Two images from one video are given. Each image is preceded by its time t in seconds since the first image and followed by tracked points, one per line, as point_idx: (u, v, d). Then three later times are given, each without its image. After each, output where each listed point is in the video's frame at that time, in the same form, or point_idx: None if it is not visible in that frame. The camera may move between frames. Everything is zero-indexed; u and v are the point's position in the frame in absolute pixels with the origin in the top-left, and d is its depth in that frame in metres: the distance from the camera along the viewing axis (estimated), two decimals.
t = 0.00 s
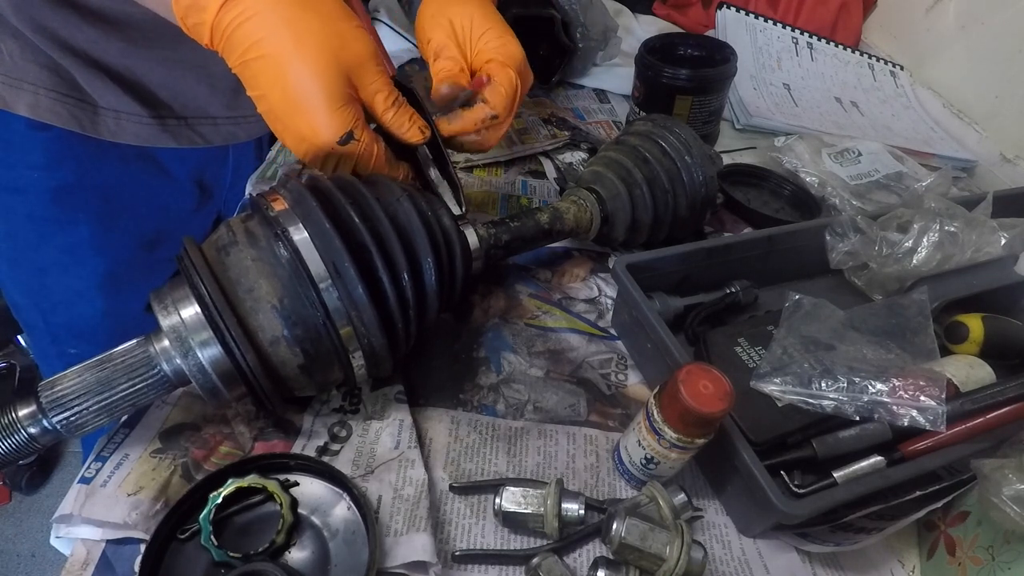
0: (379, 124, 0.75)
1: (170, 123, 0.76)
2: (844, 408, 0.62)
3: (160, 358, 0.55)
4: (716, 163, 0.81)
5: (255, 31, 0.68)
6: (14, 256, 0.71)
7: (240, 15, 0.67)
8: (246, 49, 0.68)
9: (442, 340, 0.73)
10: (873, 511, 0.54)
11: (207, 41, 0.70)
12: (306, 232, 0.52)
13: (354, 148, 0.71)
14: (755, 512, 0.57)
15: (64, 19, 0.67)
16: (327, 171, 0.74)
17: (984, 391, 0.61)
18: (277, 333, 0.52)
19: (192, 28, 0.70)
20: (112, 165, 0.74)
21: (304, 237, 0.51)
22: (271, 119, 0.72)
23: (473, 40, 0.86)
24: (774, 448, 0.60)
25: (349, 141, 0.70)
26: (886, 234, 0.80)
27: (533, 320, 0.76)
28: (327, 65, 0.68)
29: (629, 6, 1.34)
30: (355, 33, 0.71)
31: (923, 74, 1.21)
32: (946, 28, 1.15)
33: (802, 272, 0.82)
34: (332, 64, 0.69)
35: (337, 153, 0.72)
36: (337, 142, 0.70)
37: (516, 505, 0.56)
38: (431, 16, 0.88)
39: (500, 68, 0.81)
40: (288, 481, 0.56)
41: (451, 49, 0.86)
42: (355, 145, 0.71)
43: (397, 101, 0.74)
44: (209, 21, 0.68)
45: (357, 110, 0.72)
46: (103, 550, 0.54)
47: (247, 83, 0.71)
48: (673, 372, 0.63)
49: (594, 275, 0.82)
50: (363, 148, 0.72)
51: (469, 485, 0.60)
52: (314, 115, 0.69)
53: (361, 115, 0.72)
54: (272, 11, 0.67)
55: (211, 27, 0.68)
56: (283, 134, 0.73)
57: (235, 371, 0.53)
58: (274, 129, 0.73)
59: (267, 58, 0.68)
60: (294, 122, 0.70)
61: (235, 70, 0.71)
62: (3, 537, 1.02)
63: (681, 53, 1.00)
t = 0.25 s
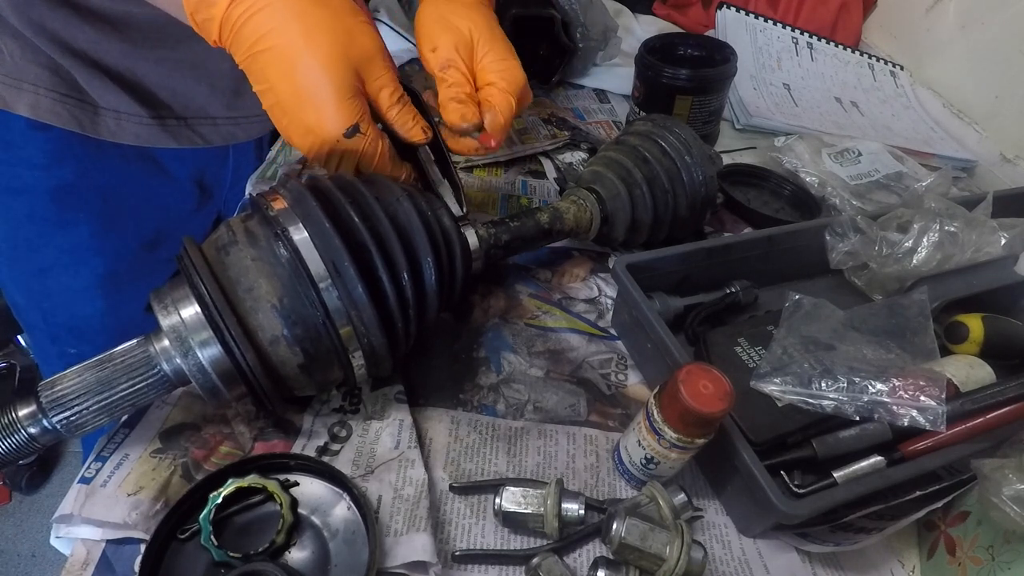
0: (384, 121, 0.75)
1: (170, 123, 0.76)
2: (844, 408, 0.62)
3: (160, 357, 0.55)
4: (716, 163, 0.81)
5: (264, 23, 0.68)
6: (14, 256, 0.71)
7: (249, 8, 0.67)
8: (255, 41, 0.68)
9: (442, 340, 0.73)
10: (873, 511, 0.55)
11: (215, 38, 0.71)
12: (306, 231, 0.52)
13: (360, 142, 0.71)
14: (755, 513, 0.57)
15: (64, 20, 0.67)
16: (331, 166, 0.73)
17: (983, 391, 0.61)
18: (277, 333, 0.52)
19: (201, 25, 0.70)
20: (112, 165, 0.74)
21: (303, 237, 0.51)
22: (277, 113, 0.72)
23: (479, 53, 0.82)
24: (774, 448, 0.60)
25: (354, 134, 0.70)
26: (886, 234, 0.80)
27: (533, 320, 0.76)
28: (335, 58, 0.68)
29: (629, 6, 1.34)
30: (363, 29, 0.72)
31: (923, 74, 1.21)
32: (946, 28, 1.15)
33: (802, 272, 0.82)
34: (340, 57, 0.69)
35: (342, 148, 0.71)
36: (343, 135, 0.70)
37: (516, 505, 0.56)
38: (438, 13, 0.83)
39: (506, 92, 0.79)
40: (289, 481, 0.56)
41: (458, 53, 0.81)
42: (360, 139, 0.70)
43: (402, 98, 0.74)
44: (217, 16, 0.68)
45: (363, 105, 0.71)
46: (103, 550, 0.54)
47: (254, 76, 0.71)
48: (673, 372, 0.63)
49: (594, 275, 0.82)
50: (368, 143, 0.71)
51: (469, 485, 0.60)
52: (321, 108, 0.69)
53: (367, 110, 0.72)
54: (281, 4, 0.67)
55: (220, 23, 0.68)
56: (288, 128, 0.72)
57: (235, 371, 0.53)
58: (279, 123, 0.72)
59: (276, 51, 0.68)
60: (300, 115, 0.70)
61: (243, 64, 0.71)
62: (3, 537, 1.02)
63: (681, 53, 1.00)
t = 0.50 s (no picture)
0: (381, 123, 0.75)
1: (171, 123, 0.76)
2: (844, 408, 0.62)
3: (159, 355, 0.55)
4: (715, 162, 0.81)
5: (264, 26, 0.69)
6: (15, 256, 0.71)
7: (249, 11, 0.68)
8: (254, 44, 0.69)
9: (441, 340, 0.73)
10: (873, 511, 0.54)
11: (216, 44, 0.71)
12: (304, 228, 0.52)
13: (357, 141, 0.70)
14: (755, 512, 0.57)
15: (65, 20, 0.67)
16: (329, 168, 0.73)
17: (983, 391, 0.61)
18: (275, 328, 0.52)
19: (202, 32, 0.71)
20: (113, 166, 0.73)
21: (301, 234, 0.51)
22: (275, 116, 0.72)
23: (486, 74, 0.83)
24: (774, 447, 0.60)
25: (351, 133, 0.70)
26: (886, 234, 0.80)
27: (533, 320, 0.76)
28: (333, 59, 0.69)
29: (629, 6, 1.34)
30: (360, 33, 0.72)
31: (923, 74, 1.21)
32: (946, 28, 1.15)
33: (802, 271, 0.82)
34: (338, 59, 0.69)
35: (340, 148, 0.71)
36: (340, 134, 0.69)
37: (516, 505, 0.56)
38: (452, 26, 0.83)
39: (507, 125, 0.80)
40: (289, 481, 0.56)
41: (467, 71, 0.81)
42: (357, 139, 0.70)
43: (398, 99, 0.74)
44: (217, 23, 0.69)
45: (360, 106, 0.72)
46: (104, 551, 0.54)
47: (254, 80, 0.72)
48: (673, 372, 0.63)
49: (594, 275, 0.82)
50: (366, 143, 0.71)
51: (469, 485, 0.60)
52: (319, 109, 0.69)
53: (364, 110, 0.72)
54: (279, 8, 0.68)
55: (220, 29, 0.69)
56: (286, 131, 0.72)
57: (234, 368, 0.53)
58: (278, 125, 0.72)
59: (275, 54, 0.69)
60: (298, 116, 0.70)
61: (243, 68, 0.72)
62: (3, 536, 1.02)
63: (681, 53, 1.00)
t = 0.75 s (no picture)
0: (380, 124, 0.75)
1: (171, 123, 0.76)
2: (844, 408, 0.62)
3: (159, 355, 0.55)
4: (715, 161, 0.81)
5: (260, 29, 0.69)
6: (15, 256, 0.71)
7: (245, 15, 0.68)
8: (251, 47, 0.69)
9: (442, 340, 0.73)
10: (873, 511, 0.54)
11: (214, 47, 0.72)
12: (303, 227, 0.52)
13: (354, 144, 0.70)
14: (755, 512, 0.57)
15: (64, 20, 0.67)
16: (326, 170, 0.73)
17: (983, 391, 0.61)
18: (275, 327, 0.52)
19: (199, 36, 0.71)
20: (113, 166, 0.73)
21: (301, 233, 0.51)
22: (273, 120, 0.72)
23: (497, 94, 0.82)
24: (774, 448, 0.60)
25: (348, 136, 0.70)
26: (886, 234, 0.80)
27: (533, 320, 0.76)
28: (330, 61, 0.69)
29: (629, 6, 1.34)
30: (357, 34, 0.72)
31: (923, 74, 1.21)
32: (946, 28, 1.15)
33: (802, 271, 0.82)
34: (335, 61, 0.69)
35: (337, 151, 0.71)
36: (337, 136, 0.69)
37: (516, 505, 0.56)
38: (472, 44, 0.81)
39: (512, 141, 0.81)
40: (289, 481, 0.56)
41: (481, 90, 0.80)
42: (355, 141, 0.70)
43: (396, 100, 0.74)
44: (214, 26, 0.69)
45: (357, 108, 0.72)
46: (103, 550, 0.54)
47: (251, 84, 0.72)
48: (673, 372, 0.63)
49: (594, 275, 0.82)
50: (363, 145, 0.71)
51: (469, 485, 0.60)
52: (315, 111, 0.69)
53: (361, 113, 0.72)
54: (274, 10, 0.68)
55: (216, 32, 0.70)
56: (283, 132, 0.72)
57: (234, 368, 0.53)
58: (275, 128, 0.73)
59: (271, 57, 0.69)
60: (295, 118, 0.70)
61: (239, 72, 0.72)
62: (3, 537, 1.02)
63: (681, 54, 1.00)
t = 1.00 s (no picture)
0: (385, 121, 0.75)
1: (170, 122, 0.76)
2: (844, 408, 0.62)
3: (159, 356, 0.55)
4: (715, 161, 0.81)
5: (264, 25, 0.69)
6: (14, 256, 0.71)
7: (249, 10, 0.68)
8: (255, 43, 0.69)
9: (442, 340, 0.73)
10: (873, 511, 0.54)
11: (216, 43, 0.72)
12: (304, 228, 0.52)
13: (358, 139, 0.70)
14: (755, 513, 0.57)
15: (64, 19, 0.67)
16: (331, 166, 0.73)
17: (983, 391, 0.61)
18: (275, 328, 0.52)
19: (201, 32, 0.71)
20: (112, 165, 0.73)
21: (302, 234, 0.51)
22: (277, 115, 0.72)
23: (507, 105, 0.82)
24: (774, 448, 0.60)
25: (352, 131, 0.69)
26: (886, 234, 0.81)
27: (533, 320, 0.76)
28: (334, 56, 0.69)
29: (629, 6, 1.34)
30: (362, 30, 0.72)
31: (923, 74, 1.21)
32: (946, 28, 1.15)
33: (802, 271, 0.82)
34: (338, 55, 0.69)
35: (341, 147, 0.71)
36: (341, 131, 0.69)
37: (516, 505, 0.56)
38: (490, 57, 0.80)
39: (516, 147, 0.82)
40: (289, 481, 0.56)
41: (492, 101, 0.80)
42: (359, 136, 0.70)
43: (403, 96, 0.74)
44: (216, 20, 0.69)
45: (362, 103, 0.72)
46: (103, 550, 0.54)
47: (256, 80, 0.72)
48: (673, 372, 0.63)
49: (594, 275, 0.82)
50: (367, 140, 0.70)
51: (469, 485, 0.60)
52: (320, 107, 0.69)
53: (365, 109, 0.72)
54: (279, 5, 0.68)
55: (218, 28, 0.69)
56: (287, 128, 0.72)
57: (235, 369, 0.53)
58: (279, 124, 0.72)
59: (275, 52, 0.69)
60: (298, 114, 0.70)
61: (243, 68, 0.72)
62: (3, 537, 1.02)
63: (681, 53, 1.00)
